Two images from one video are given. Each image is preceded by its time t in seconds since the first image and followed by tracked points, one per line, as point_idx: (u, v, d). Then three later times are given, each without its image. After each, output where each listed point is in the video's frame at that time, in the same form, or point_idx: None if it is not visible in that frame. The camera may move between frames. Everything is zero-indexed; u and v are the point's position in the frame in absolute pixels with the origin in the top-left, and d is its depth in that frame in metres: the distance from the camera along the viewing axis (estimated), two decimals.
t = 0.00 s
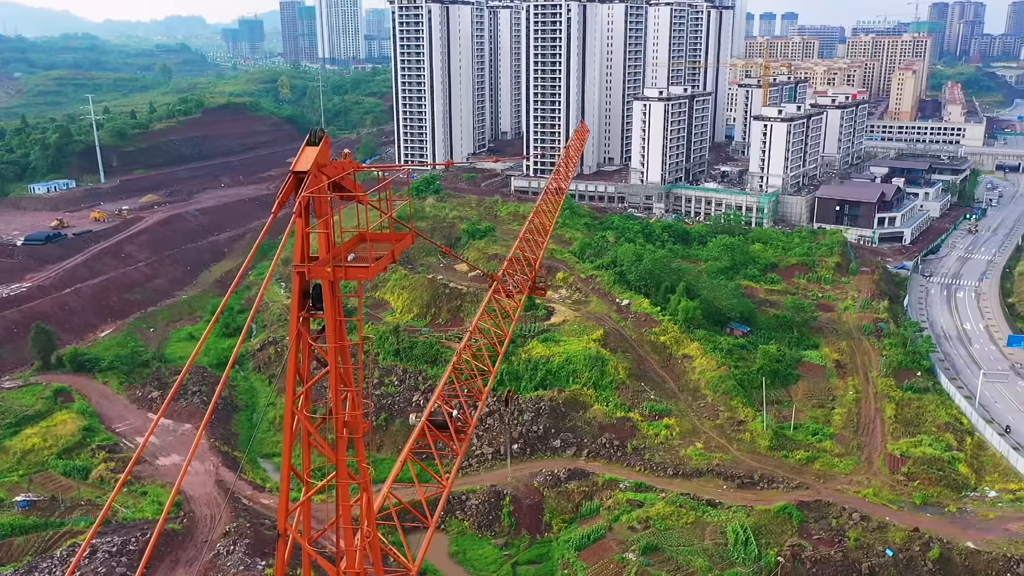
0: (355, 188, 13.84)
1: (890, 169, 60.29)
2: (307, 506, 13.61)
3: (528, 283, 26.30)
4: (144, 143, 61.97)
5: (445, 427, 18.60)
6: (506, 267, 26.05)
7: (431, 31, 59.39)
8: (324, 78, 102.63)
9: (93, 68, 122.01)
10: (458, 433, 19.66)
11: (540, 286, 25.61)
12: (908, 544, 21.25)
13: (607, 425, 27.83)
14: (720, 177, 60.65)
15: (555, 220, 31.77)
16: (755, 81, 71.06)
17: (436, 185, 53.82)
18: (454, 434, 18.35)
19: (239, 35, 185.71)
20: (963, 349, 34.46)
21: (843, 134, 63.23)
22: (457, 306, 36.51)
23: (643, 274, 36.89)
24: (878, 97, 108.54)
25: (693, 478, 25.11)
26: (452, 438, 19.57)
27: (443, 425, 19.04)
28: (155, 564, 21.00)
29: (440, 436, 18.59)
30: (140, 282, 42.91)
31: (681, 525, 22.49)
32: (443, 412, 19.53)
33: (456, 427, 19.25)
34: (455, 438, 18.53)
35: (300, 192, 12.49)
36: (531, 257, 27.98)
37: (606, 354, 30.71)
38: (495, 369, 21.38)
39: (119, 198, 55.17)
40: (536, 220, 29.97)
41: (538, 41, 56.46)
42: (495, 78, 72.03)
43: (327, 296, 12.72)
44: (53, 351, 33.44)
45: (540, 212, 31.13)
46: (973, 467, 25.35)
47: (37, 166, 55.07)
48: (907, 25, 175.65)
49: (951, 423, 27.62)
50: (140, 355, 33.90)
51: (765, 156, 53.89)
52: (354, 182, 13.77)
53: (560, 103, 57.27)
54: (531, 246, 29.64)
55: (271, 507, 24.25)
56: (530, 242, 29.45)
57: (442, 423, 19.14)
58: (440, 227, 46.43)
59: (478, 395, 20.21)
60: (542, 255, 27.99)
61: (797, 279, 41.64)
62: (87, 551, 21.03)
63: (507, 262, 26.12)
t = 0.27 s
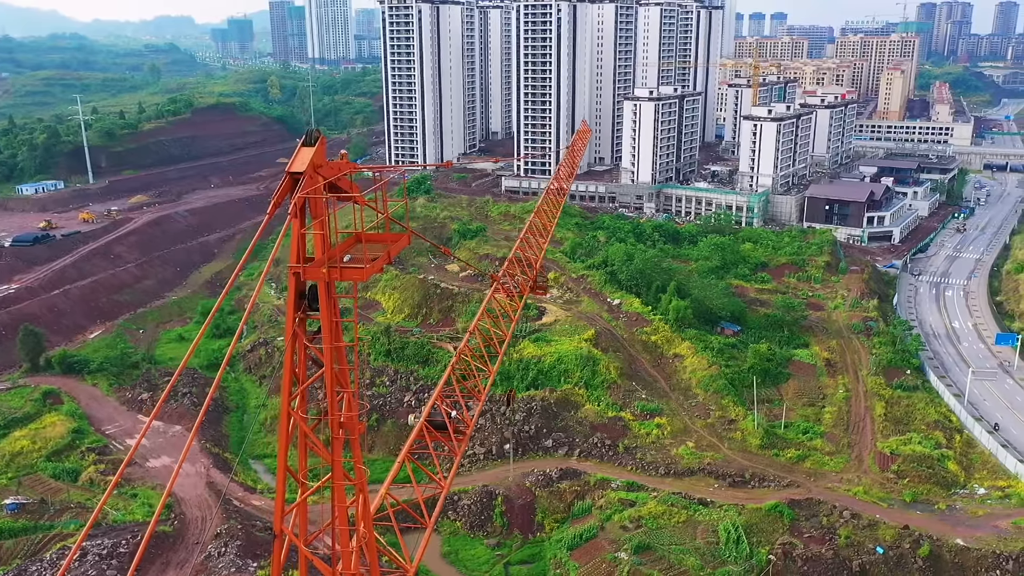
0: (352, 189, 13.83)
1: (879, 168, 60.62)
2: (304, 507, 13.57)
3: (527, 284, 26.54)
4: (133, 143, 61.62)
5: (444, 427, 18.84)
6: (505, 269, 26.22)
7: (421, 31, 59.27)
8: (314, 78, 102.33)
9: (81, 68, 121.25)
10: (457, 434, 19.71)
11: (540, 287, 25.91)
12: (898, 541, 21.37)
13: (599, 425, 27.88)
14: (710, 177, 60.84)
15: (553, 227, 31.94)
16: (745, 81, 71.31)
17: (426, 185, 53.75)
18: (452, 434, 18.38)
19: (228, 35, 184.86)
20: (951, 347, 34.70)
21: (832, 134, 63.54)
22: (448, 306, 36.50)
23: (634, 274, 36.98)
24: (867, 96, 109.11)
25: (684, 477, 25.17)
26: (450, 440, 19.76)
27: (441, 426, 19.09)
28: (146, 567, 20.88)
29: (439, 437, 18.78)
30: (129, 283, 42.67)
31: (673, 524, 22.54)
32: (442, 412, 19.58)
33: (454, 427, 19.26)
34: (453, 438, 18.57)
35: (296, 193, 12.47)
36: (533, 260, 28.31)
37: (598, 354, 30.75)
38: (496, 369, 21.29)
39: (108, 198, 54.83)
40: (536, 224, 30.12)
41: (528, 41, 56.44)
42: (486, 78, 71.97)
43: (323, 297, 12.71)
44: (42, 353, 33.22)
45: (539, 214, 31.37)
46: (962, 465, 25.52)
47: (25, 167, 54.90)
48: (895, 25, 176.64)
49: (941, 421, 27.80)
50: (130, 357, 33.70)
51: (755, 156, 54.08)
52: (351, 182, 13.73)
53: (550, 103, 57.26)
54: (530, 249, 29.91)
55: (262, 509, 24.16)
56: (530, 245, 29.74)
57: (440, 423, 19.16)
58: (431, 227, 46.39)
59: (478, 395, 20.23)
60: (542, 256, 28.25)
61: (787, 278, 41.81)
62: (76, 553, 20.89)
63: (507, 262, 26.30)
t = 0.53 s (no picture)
0: (349, 190, 13.79)
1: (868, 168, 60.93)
2: (300, 508, 13.54)
3: (532, 278, 26.48)
4: (122, 144, 61.26)
5: (443, 427, 18.70)
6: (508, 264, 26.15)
7: (412, 31, 59.17)
8: (304, 78, 102.01)
9: (69, 68, 120.45)
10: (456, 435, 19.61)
11: (544, 283, 25.84)
12: (888, 539, 21.49)
13: (590, 424, 27.90)
14: (700, 176, 61.00)
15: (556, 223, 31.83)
16: (734, 81, 71.53)
17: (417, 185, 53.65)
18: (450, 435, 18.26)
19: (217, 35, 183.97)
20: (940, 345, 34.93)
21: (821, 134, 63.80)
22: (439, 307, 36.47)
23: (625, 274, 37.06)
24: (855, 96, 109.65)
25: (676, 476, 25.23)
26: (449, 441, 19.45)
27: (440, 427, 18.98)
28: (136, 570, 20.76)
29: (439, 438, 18.65)
30: (118, 285, 42.41)
31: (664, 523, 22.59)
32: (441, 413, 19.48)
33: (453, 428, 19.14)
34: (452, 439, 18.46)
35: (292, 194, 12.44)
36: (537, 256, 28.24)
37: (589, 353, 30.78)
38: (495, 370, 21.25)
39: (96, 199, 54.49)
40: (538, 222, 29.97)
41: (519, 41, 56.43)
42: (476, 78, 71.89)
43: (319, 298, 12.68)
44: (30, 355, 32.98)
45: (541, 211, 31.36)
46: (952, 462, 25.69)
47: (13, 168, 54.98)
48: (883, 25, 177.61)
49: (930, 419, 27.97)
50: (119, 358, 33.48)
51: (745, 155, 54.27)
52: (348, 183, 13.67)
53: (541, 103, 57.27)
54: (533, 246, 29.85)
55: (253, 511, 24.08)
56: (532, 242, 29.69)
57: (438, 424, 19.03)
58: (422, 228, 46.32)
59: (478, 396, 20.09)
60: (545, 252, 28.20)
61: (778, 277, 41.96)
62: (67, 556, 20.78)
63: (511, 258, 26.31)
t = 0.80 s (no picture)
0: (346, 191, 13.76)
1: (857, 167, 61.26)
2: (297, 509, 13.56)
3: (533, 278, 26.50)
4: (110, 144, 60.89)
5: (441, 428, 18.62)
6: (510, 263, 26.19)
7: (402, 31, 59.05)
8: (294, 78, 101.68)
9: (57, 68, 119.62)
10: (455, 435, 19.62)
11: (546, 282, 25.86)
12: (878, 536, 21.61)
13: (582, 424, 27.91)
14: (690, 176, 61.18)
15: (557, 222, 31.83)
16: (724, 81, 71.76)
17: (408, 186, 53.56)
18: (449, 436, 18.24)
19: (205, 35, 183.07)
20: (929, 344, 35.15)
21: (811, 133, 64.08)
22: (430, 307, 36.44)
23: (616, 273, 37.13)
24: (844, 96, 110.21)
25: (668, 475, 25.29)
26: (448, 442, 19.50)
27: (439, 427, 19.00)
28: (127, 573, 20.64)
29: (437, 439, 18.59)
30: (107, 286, 42.15)
31: (656, 522, 22.64)
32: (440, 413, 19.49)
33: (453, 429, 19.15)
34: (451, 440, 18.49)
35: (288, 195, 12.42)
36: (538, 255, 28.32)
37: (580, 353, 30.82)
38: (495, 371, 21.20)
39: (84, 200, 54.13)
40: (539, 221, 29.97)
41: (509, 42, 56.42)
42: (466, 78, 71.86)
43: (315, 299, 12.68)
44: (18, 357, 32.73)
45: (543, 211, 31.45)
46: (941, 459, 25.86)
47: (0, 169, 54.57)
48: (872, 25, 178.60)
49: (919, 417, 28.14)
50: (109, 360, 33.27)
51: (735, 155, 54.48)
52: (345, 183, 13.64)
53: (531, 104, 57.30)
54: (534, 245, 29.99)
55: (243, 512, 23.97)
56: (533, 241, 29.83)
57: (438, 424, 19.03)
58: (412, 228, 46.25)
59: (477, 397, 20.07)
60: (547, 251, 28.28)
61: (768, 276, 42.12)
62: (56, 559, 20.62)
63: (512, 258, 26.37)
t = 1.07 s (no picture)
0: (343, 192, 13.75)
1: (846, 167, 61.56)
2: (293, 510, 13.58)
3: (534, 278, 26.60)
4: (98, 145, 60.51)
5: (440, 430, 19.01)
6: (510, 264, 26.27)
7: (392, 31, 58.93)
8: (283, 78, 101.33)
9: (44, 69, 118.69)
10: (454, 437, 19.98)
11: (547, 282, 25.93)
12: (869, 534, 21.69)
13: (573, 424, 27.90)
14: (680, 176, 61.33)
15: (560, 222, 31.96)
16: (714, 81, 71.96)
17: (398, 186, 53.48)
18: (448, 438, 18.56)
19: (194, 34, 182.14)
20: (917, 342, 35.35)
21: (800, 133, 64.33)
22: (421, 308, 36.41)
23: (607, 273, 37.20)
24: (833, 96, 110.71)
25: (659, 474, 25.35)
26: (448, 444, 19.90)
27: (438, 429, 19.38)
28: None
29: (436, 440, 18.99)
30: (96, 287, 41.87)
31: (648, 521, 22.68)
32: (439, 415, 19.86)
33: (451, 430, 19.52)
34: (450, 441, 18.84)
35: (283, 196, 12.40)
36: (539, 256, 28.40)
37: (572, 353, 30.86)
38: (495, 373, 21.21)
39: (72, 201, 53.76)
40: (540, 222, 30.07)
41: (499, 42, 56.38)
42: (456, 78, 71.81)
43: (311, 301, 12.66)
44: (6, 359, 32.47)
45: (544, 212, 31.57)
46: (930, 457, 26.02)
47: None
48: (859, 25, 179.51)
49: (909, 415, 28.31)
50: (98, 361, 33.04)
51: (724, 155, 54.64)
52: (342, 185, 13.60)
53: (521, 104, 57.33)
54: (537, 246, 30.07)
55: (235, 514, 23.86)
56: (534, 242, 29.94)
57: (437, 426, 19.40)
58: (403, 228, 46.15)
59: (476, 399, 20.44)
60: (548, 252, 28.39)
61: (758, 276, 42.26)
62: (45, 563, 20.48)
63: (513, 258, 26.48)
